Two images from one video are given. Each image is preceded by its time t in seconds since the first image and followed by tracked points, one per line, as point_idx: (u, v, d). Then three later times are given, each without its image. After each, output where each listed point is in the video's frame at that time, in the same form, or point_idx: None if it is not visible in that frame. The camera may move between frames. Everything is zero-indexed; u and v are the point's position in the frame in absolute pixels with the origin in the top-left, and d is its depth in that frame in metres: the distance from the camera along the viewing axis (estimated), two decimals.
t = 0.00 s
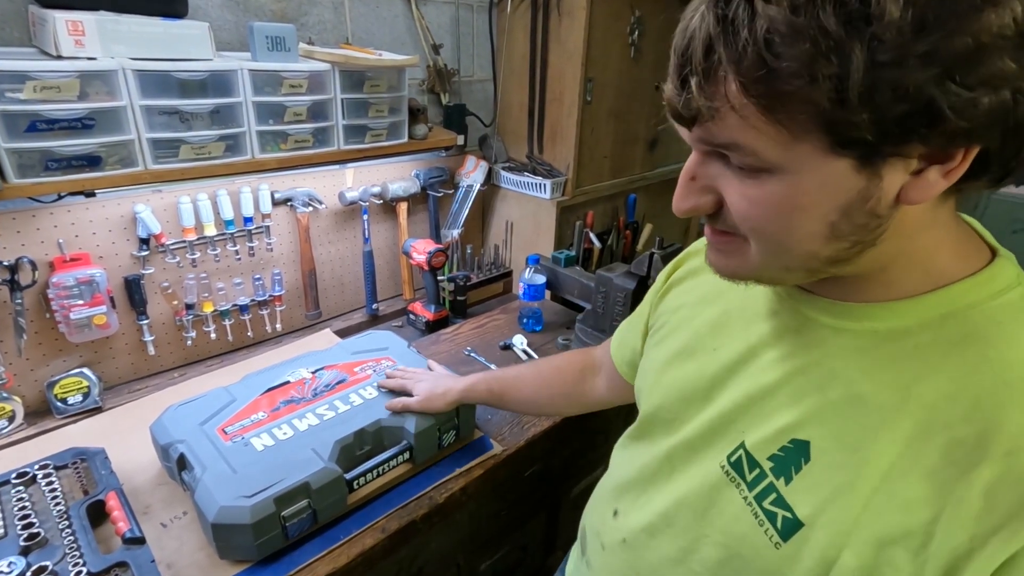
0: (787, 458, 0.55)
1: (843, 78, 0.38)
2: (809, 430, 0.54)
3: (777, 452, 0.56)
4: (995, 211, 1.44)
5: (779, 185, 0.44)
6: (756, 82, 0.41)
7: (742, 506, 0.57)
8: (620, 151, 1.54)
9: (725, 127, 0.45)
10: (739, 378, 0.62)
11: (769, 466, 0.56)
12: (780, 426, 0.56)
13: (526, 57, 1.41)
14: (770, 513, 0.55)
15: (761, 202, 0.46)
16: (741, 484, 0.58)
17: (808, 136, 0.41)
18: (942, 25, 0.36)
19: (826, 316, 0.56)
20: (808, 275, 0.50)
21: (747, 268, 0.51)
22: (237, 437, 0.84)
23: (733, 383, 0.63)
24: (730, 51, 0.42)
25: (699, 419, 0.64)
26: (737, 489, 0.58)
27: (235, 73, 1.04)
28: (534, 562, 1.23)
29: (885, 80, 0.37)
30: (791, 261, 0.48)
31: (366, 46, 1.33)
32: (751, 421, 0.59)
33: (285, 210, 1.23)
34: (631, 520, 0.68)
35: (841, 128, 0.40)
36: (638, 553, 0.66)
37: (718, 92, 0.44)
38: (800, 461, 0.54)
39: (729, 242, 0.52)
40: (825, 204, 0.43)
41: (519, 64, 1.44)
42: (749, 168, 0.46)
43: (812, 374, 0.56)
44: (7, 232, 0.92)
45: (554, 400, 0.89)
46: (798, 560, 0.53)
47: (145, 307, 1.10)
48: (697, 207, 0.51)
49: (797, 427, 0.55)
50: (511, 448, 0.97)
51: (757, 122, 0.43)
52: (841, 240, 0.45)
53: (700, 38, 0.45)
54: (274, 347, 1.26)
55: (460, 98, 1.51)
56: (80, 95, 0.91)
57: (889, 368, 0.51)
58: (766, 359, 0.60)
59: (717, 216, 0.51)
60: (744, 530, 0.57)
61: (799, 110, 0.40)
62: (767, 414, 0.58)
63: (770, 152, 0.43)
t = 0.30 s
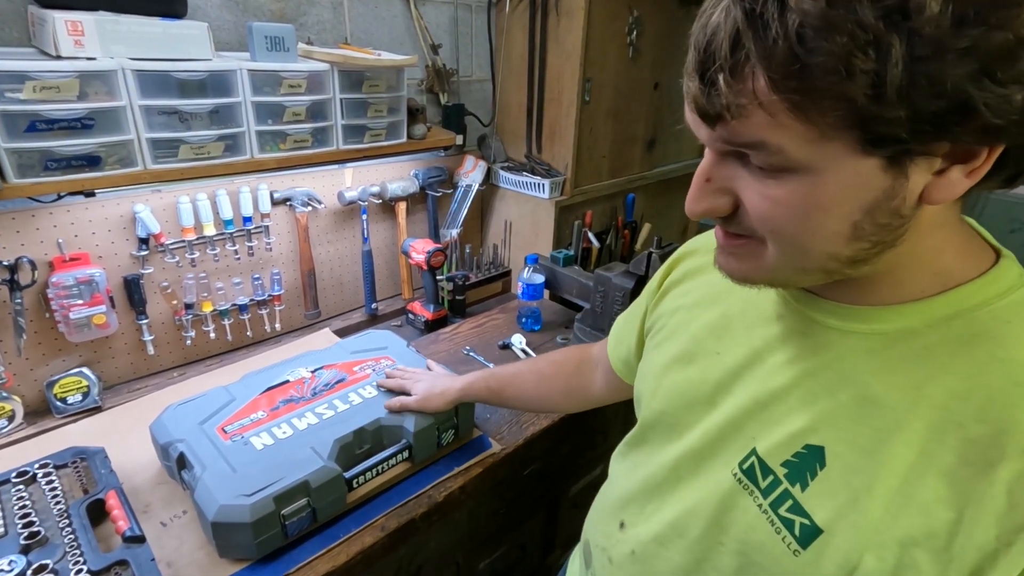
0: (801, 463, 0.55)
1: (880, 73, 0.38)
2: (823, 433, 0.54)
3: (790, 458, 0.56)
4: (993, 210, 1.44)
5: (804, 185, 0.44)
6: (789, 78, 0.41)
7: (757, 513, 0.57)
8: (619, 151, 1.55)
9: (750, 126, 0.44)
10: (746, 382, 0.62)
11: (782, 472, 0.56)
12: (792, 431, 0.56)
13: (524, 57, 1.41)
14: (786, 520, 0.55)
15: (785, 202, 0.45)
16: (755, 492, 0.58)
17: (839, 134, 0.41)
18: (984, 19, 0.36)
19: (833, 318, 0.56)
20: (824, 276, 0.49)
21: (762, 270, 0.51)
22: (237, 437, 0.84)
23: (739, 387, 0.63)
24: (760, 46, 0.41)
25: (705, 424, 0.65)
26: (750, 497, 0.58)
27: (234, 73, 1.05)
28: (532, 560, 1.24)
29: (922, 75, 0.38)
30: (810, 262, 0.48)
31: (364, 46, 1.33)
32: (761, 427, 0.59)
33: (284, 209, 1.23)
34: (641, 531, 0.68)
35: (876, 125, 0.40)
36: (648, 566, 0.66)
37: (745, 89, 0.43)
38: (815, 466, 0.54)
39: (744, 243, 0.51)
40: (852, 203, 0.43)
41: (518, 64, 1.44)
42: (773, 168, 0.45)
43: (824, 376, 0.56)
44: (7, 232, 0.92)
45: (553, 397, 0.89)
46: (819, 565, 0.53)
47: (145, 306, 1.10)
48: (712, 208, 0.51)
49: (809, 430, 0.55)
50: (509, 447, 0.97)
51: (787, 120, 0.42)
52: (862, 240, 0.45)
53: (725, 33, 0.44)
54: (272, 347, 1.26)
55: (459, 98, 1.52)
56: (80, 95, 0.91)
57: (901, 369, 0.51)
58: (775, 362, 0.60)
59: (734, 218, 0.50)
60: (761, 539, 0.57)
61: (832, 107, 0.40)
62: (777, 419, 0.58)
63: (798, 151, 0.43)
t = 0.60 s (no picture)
0: (792, 460, 0.56)
1: (881, 75, 0.38)
2: (816, 430, 0.55)
3: (782, 454, 0.56)
4: (990, 209, 1.45)
5: (804, 185, 0.45)
6: (791, 79, 0.41)
7: (749, 509, 0.58)
8: (618, 151, 1.55)
9: (752, 126, 0.44)
10: (743, 381, 0.63)
11: (773, 468, 0.57)
12: (787, 427, 0.57)
13: (523, 57, 1.42)
14: (776, 515, 0.56)
15: (785, 203, 0.46)
16: (747, 488, 0.59)
17: (840, 135, 0.42)
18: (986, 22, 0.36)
19: (831, 318, 0.56)
20: (822, 276, 0.50)
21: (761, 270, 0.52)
22: (237, 436, 0.84)
23: (735, 385, 0.63)
24: (762, 47, 0.41)
25: (702, 423, 0.65)
26: (743, 492, 0.59)
27: (234, 73, 1.05)
28: (531, 559, 1.24)
29: (923, 77, 0.38)
30: (808, 262, 0.48)
31: (364, 46, 1.33)
32: (756, 425, 0.60)
33: (284, 209, 1.24)
34: (638, 528, 0.69)
35: (877, 125, 0.40)
36: (645, 562, 0.67)
37: (746, 89, 0.44)
38: (805, 462, 0.55)
39: (742, 243, 0.52)
40: (851, 204, 0.44)
41: (516, 65, 1.45)
42: (774, 169, 0.46)
43: (821, 375, 0.56)
44: (8, 232, 0.93)
45: (564, 407, 0.89)
46: (809, 560, 0.53)
47: (145, 306, 1.10)
48: (712, 208, 0.51)
49: (803, 428, 0.56)
50: (508, 446, 0.97)
51: (789, 121, 0.43)
52: (860, 240, 0.46)
53: (727, 33, 0.44)
54: (272, 347, 1.27)
55: (458, 99, 1.52)
56: (81, 96, 0.92)
57: (895, 367, 0.52)
58: (772, 359, 0.61)
59: (734, 218, 0.51)
60: (754, 535, 0.57)
61: (834, 108, 0.41)
62: (774, 417, 0.59)
63: (800, 152, 0.43)
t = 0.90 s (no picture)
0: (772, 450, 0.56)
1: (839, 74, 0.40)
2: (795, 422, 0.56)
3: (763, 445, 0.57)
4: (986, 210, 1.46)
5: (774, 181, 0.46)
6: (755, 79, 0.42)
7: (730, 498, 0.59)
8: (616, 151, 1.56)
9: (722, 124, 0.46)
10: (727, 375, 0.64)
11: (755, 458, 0.57)
12: (769, 418, 0.58)
13: (522, 58, 1.42)
14: (756, 504, 0.57)
15: (757, 199, 0.47)
16: (730, 477, 0.59)
17: (804, 132, 0.43)
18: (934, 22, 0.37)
19: (812, 313, 0.57)
20: (798, 270, 0.51)
21: (740, 264, 0.53)
22: (239, 435, 0.85)
23: (721, 379, 0.64)
24: (727, 49, 0.43)
25: (689, 416, 0.66)
26: (725, 482, 0.60)
27: (235, 73, 1.05)
28: (531, 557, 1.25)
29: (877, 76, 0.39)
30: (783, 256, 0.49)
31: (363, 47, 1.34)
32: (739, 417, 0.61)
33: (284, 209, 1.25)
34: (629, 519, 0.70)
35: (837, 124, 0.41)
36: (635, 552, 0.68)
37: (714, 89, 0.45)
38: (783, 453, 0.55)
39: (721, 238, 0.53)
40: (818, 199, 0.45)
41: (515, 65, 1.45)
42: (745, 165, 0.47)
43: (801, 369, 0.57)
44: (9, 232, 0.93)
45: (571, 405, 0.91)
46: (786, 548, 0.54)
47: (145, 306, 1.11)
48: (690, 204, 0.52)
49: (783, 419, 0.57)
50: (508, 444, 0.98)
51: (756, 120, 0.44)
52: (830, 235, 0.47)
53: (697, 37, 0.46)
54: (273, 346, 1.27)
55: (457, 99, 1.53)
56: (83, 97, 0.92)
57: (870, 360, 0.53)
58: (756, 354, 0.61)
59: (711, 215, 0.52)
60: (734, 523, 0.58)
61: (797, 106, 0.42)
62: (757, 409, 0.60)
63: (767, 148, 0.44)
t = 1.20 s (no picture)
0: (768, 443, 0.57)
1: (799, 62, 0.42)
2: (790, 416, 0.56)
3: (760, 438, 0.58)
4: (984, 210, 1.46)
5: (752, 168, 0.47)
6: (724, 71, 0.45)
7: (728, 491, 0.59)
8: (615, 150, 1.56)
9: (699, 115, 0.48)
10: (724, 371, 0.64)
11: (752, 452, 0.58)
12: (764, 412, 0.58)
13: (520, 58, 1.43)
14: (752, 496, 0.57)
15: (737, 186, 0.49)
16: (727, 470, 0.60)
17: (774, 118, 0.45)
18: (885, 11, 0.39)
19: (804, 308, 0.58)
20: (783, 259, 0.52)
21: (731, 255, 0.54)
22: (239, 433, 0.85)
23: (719, 374, 0.64)
24: (700, 45, 0.46)
25: (689, 412, 0.66)
26: (723, 475, 0.60)
27: (234, 73, 1.06)
28: (530, 555, 1.25)
29: (836, 63, 0.41)
30: (769, 243, 0.50)
31: (362, 47, 1.34)
32: (736, 412, 0.61)
33: (284, 209, 1.25)
34: (629, 514, 0.70)
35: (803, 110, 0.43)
36: (636, 545, 0.68)
37: (691, 84, 0.48)
38: (780, 446, 0.56)
39: (711, 230, 0.54)
40: (795, 184, 0.46)
41: (513, 65, 1.46)
42: (726, 155, 0.49)
43: (795, 363, 0.58)
44: (9, 232, 0.93)
45: (548, 396, 0.91)
46: (780, 539, 0.54)
47: (145, 306, 1.11)
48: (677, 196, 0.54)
49: (778, 413, 0.57)
50: (507, 443, 0.98)
51: (729, 108, 0.46)
52: (812, 221, 0.48)
53: (675, 37, 0.49)
54: (273, 346, 1.27)
55: (456, 99, 1.53)
56: (82, 97, 0.92)
57: (863, 353, 0.53)
58: (752, 349, 0.62)
59: (698, 207, 0.54)
60: (730, 515, 0.59)
61: (765, 93, 0.44)
62: (752, 402, 0.60)
63: (742, 136, 0.47)
